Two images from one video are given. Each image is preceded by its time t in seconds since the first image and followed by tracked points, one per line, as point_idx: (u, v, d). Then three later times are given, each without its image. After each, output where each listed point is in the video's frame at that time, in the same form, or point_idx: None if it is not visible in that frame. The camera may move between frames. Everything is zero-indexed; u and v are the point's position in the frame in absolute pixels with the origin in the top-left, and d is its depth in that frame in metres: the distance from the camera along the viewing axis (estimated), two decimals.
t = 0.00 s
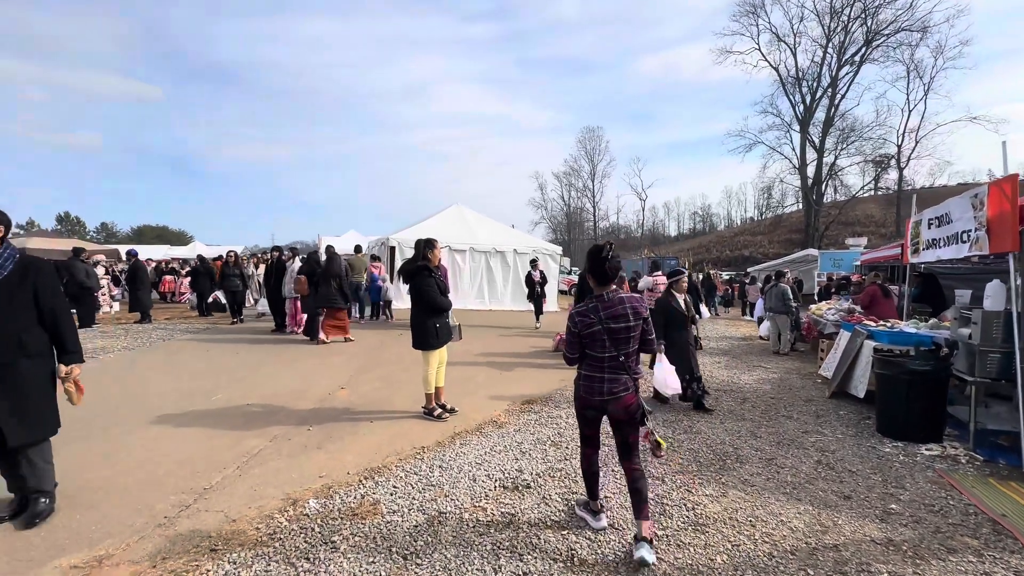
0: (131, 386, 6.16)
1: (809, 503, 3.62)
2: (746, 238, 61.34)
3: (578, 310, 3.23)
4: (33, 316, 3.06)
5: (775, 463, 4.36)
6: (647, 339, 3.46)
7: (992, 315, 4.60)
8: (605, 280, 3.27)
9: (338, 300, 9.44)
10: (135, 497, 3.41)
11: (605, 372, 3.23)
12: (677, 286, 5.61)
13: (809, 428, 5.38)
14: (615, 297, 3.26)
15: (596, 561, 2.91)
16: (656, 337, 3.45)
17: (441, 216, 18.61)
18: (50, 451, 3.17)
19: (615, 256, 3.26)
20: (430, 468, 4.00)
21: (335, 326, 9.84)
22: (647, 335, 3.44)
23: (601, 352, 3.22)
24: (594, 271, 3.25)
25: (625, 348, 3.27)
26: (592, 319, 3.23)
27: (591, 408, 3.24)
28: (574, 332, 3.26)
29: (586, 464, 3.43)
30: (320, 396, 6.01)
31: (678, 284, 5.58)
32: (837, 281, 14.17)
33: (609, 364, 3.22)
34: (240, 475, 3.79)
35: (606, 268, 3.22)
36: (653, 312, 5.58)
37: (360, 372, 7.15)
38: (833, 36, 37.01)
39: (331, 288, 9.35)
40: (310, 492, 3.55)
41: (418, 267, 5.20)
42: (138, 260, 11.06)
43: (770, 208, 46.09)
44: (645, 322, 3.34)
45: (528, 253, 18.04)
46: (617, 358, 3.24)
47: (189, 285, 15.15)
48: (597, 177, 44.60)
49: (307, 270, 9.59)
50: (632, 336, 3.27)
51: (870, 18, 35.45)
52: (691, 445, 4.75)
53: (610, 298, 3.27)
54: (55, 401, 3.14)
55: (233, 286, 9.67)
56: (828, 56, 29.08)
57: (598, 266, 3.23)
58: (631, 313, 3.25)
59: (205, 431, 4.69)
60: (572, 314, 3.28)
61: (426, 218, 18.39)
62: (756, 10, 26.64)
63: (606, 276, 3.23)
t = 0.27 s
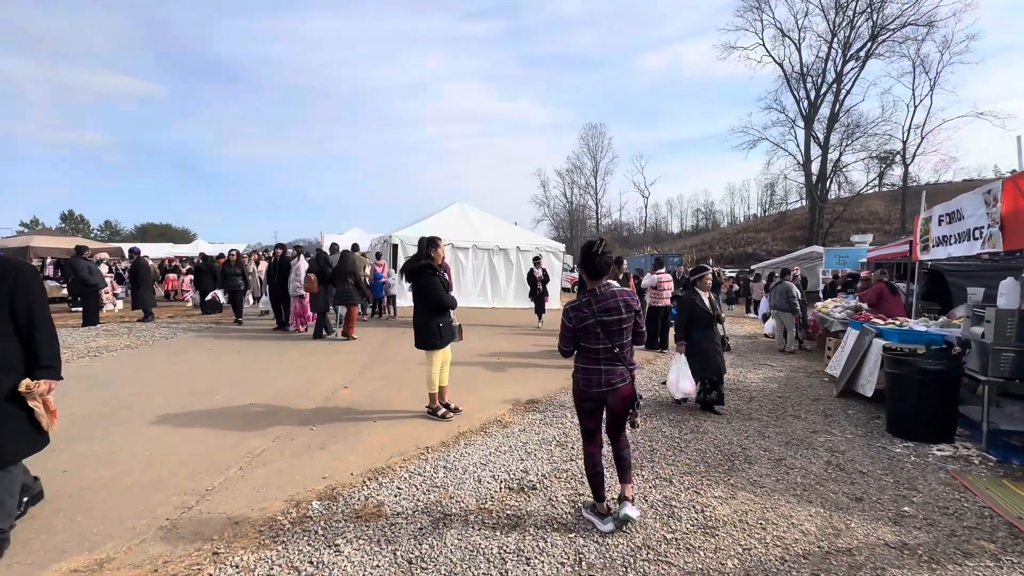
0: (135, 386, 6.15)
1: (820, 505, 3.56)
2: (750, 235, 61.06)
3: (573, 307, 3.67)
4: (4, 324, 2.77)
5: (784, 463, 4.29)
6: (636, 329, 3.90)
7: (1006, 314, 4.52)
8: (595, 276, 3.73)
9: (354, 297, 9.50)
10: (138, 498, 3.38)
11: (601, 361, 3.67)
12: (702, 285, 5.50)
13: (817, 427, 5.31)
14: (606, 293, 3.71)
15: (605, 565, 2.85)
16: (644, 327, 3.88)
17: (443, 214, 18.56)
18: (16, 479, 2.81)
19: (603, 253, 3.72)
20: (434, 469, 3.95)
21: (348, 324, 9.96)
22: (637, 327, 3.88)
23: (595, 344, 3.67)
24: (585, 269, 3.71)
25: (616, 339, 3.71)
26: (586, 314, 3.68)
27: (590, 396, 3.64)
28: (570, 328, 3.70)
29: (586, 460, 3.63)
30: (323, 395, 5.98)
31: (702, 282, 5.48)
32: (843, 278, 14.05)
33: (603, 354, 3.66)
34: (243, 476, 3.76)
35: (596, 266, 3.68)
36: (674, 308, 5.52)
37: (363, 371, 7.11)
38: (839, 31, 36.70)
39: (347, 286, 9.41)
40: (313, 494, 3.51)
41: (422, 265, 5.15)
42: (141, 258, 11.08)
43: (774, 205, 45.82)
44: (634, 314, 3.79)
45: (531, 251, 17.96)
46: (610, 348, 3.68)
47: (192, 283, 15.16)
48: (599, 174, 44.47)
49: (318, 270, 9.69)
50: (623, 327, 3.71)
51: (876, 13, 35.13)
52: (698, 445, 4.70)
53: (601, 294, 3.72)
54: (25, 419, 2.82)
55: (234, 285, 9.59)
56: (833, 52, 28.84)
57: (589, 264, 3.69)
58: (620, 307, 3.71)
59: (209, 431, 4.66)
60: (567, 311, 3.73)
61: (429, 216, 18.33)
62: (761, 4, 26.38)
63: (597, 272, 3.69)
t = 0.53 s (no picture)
0: (131, 386, 6.08)
1: (829, 510, 3.46)
2: (752, 234, 60.91)
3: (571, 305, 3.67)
4: None
5: (791, 467, 4.19)
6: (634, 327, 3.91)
7: (1018, 314, 4.42)
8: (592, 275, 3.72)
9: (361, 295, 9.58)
10: (129, 502, 3.30)
11: (599, 359, 3.65)
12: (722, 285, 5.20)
13: (824, 429, 5.22)
14: (604, 292, 3.69)
15: (608, 574, 2.76)
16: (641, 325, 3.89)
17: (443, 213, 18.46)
18: None
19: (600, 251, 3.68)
20: (433, 473, 3.87)
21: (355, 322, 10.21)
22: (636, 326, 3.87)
23: (593, 341, 3.66)
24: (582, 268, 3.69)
25: (614, 337, 3.69)
26: (585, 313, 3.67)
27: (589, 394, 3.65)
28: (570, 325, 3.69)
29: (585, 461, 3.62)
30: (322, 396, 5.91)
31: (722, 283, 5.18)
32: (846, 277, 13.94)
33: (602, 352, 3.65)
34: (237, 479, 3.68)
35: (593, 265, 3.65)
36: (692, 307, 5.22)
37: (362, 371, 7.04)
38: (841, 29, 36.56)
39: (354, 285, 9.47)
40: (309, 498, 3.43)
41: (420, 265, 5.06)
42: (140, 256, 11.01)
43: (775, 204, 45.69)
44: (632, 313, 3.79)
45: (532, 250, 17.86)
46: (609, 346, 3.66)
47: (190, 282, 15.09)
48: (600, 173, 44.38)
49: (324, 269, 9.77)
50: (621, 327, 3.71)
51: (879, 11, 34.98)
52: (702, 448, 4.60)
53: (601, 293, 3.70)
54: None
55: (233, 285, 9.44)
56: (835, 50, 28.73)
57: (586, 263, 3.66)
58: (618, 305, 3.69)
59: (204, 432, 4.58)
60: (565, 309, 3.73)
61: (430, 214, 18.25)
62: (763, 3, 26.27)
63: (594, 271, 3.67)
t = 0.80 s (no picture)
0: (116, 388, 5.91)
1: (839, 521, 3.30)
2: (751, 235, 60.79)
3: (571, 302, 3.65)
4: None
5: (798, 474, 4.04)
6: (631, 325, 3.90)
7: None
8: (592, 272, 3.71)
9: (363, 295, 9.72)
10: (101, 513, 3.13)
11: (597, 355, 3.65)
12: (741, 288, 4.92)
13: (830, 435, 5.05)
14: (604, 289, 3.68)
15: None
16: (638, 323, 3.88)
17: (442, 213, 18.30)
18: None
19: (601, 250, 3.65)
20: (424, 481, 3.70)
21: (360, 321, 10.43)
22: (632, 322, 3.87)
23: (592, 338, 3.64)
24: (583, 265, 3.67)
25: (613, 333, 3.68)
26: (585, 309, 3.64)
27: (586, 390, 3.63)
28: (570, 322, 3.67)
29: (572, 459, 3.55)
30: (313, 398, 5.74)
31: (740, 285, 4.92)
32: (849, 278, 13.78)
33: (600, 349, 3.65)
34: (218, 487, 3.51)
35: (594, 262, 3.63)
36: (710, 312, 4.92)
37: (355, 372, 6.88)
38: (842, 30, 36.47)
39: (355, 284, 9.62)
40: (292, 509, 3.25)
41: (409, 265, 4.92)
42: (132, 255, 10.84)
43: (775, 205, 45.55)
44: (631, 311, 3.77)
45: (531, 250, 17.70)
46: (608, 343, 3.66)
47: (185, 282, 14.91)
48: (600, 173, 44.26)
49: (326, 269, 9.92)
50: (620, 324, 3.69)
51: (880, 11, 34.87)
52: (705, 454, 4.43)
53: (601, 291, 3.68)
54: None
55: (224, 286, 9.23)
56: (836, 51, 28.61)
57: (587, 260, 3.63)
58: (618, 302, 3.68)
59: (187, 437, 4.42)
60: (565, 305, 3.69)
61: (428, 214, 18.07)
62: (763, 3, 26.21)
63: (595, 268, 3.65)
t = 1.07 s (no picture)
0: (93, 395, 5.67)
1: (849, 543, 3.10)
2: (749, 239, 60.81)
3: (562, 302, 3.50)
4: None
5: (803, 490, 3.83)
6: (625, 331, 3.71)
7: None
8: (586, 273, 3.55)
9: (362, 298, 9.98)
10: (58, 534, 2.91)
11: (585, 359, 3.47)
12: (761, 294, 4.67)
13: (835, 446, 4.86)
14: (597, 291, 3.51)
15: None
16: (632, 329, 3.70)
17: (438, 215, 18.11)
18: None
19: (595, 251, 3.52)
20: (409, 498, 3.48)
21: (357, 322, 10.55)
22: (624, 328, 3.70)
23: (582, 341, 3.48)
24: (577, 266, 3.52)
25: (604, 338, 3.50)
26: (576, 311, 3.48)
27: (571, 394, 3.46)
28: (560, 323, 3.51)
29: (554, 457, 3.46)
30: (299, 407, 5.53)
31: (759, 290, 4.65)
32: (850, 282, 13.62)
33: (589, 353, 3.47)
34: (187, 506, 3.29)
35: (588, 263, 3.48)
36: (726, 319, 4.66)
37: (345, 378, 6.67)
38: (840, 34, 36.54)
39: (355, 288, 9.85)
40: (265, 530, 3.04)
41: (396, 268, 4.72)
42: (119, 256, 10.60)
43: (773, 209, 45.53)
44: (623, 316, 3.60)
45: (528, 253, 17.52)
46: (597, 347, 3.48)
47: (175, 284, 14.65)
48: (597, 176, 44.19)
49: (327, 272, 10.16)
50: (612, 330, 3.52)
51: (877, 16, 34.95)
52: (706, 467, 4.23)
53: (592, 293, 3.51)
54: None
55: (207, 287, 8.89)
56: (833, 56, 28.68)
57: (580, 260, 3.49)
58: (610, 305, 3.51)
59: (163, 448, 4.21)
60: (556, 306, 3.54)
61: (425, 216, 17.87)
62: (760, 8, 26.33)
63: (588, 269, 3.49)
